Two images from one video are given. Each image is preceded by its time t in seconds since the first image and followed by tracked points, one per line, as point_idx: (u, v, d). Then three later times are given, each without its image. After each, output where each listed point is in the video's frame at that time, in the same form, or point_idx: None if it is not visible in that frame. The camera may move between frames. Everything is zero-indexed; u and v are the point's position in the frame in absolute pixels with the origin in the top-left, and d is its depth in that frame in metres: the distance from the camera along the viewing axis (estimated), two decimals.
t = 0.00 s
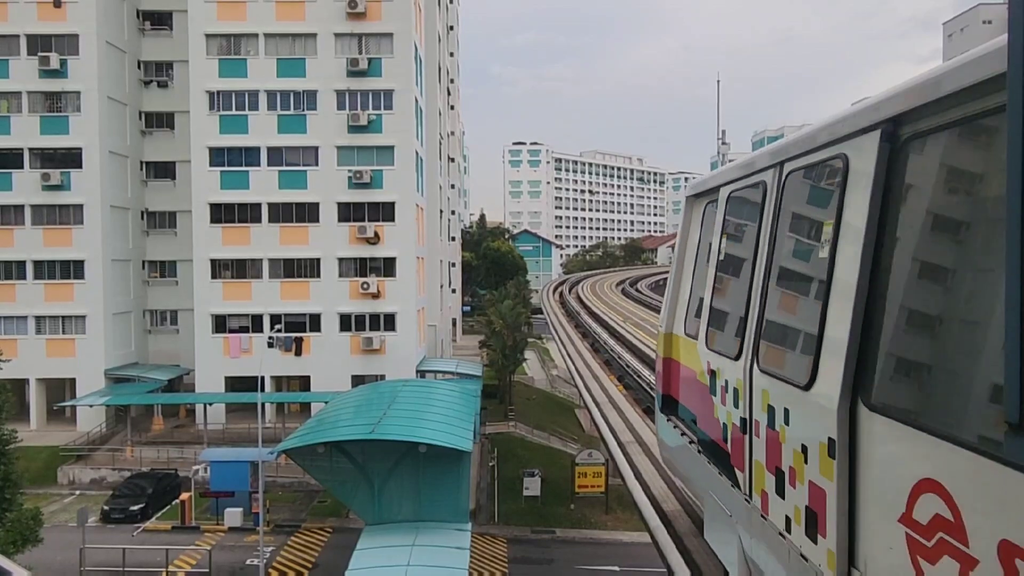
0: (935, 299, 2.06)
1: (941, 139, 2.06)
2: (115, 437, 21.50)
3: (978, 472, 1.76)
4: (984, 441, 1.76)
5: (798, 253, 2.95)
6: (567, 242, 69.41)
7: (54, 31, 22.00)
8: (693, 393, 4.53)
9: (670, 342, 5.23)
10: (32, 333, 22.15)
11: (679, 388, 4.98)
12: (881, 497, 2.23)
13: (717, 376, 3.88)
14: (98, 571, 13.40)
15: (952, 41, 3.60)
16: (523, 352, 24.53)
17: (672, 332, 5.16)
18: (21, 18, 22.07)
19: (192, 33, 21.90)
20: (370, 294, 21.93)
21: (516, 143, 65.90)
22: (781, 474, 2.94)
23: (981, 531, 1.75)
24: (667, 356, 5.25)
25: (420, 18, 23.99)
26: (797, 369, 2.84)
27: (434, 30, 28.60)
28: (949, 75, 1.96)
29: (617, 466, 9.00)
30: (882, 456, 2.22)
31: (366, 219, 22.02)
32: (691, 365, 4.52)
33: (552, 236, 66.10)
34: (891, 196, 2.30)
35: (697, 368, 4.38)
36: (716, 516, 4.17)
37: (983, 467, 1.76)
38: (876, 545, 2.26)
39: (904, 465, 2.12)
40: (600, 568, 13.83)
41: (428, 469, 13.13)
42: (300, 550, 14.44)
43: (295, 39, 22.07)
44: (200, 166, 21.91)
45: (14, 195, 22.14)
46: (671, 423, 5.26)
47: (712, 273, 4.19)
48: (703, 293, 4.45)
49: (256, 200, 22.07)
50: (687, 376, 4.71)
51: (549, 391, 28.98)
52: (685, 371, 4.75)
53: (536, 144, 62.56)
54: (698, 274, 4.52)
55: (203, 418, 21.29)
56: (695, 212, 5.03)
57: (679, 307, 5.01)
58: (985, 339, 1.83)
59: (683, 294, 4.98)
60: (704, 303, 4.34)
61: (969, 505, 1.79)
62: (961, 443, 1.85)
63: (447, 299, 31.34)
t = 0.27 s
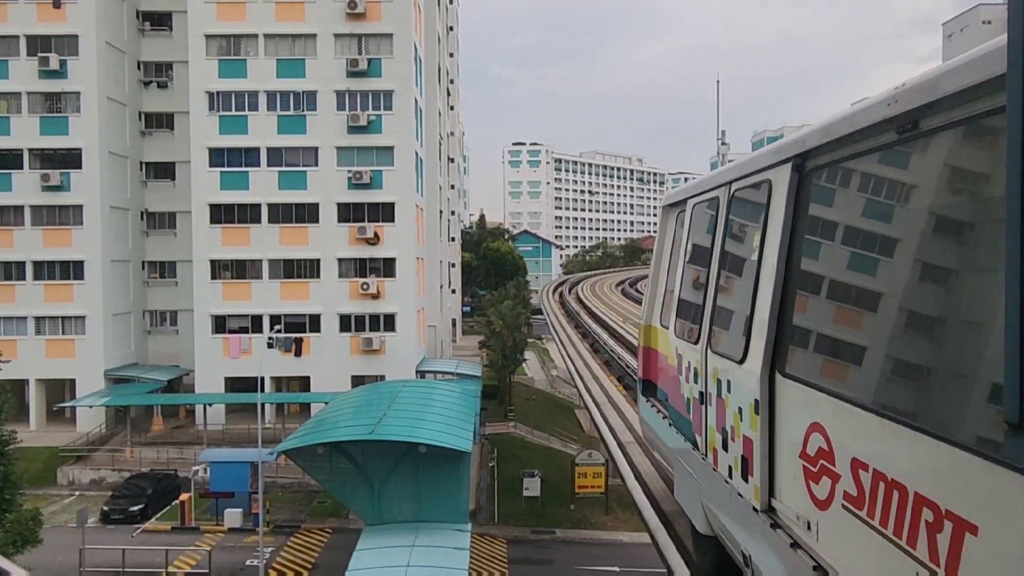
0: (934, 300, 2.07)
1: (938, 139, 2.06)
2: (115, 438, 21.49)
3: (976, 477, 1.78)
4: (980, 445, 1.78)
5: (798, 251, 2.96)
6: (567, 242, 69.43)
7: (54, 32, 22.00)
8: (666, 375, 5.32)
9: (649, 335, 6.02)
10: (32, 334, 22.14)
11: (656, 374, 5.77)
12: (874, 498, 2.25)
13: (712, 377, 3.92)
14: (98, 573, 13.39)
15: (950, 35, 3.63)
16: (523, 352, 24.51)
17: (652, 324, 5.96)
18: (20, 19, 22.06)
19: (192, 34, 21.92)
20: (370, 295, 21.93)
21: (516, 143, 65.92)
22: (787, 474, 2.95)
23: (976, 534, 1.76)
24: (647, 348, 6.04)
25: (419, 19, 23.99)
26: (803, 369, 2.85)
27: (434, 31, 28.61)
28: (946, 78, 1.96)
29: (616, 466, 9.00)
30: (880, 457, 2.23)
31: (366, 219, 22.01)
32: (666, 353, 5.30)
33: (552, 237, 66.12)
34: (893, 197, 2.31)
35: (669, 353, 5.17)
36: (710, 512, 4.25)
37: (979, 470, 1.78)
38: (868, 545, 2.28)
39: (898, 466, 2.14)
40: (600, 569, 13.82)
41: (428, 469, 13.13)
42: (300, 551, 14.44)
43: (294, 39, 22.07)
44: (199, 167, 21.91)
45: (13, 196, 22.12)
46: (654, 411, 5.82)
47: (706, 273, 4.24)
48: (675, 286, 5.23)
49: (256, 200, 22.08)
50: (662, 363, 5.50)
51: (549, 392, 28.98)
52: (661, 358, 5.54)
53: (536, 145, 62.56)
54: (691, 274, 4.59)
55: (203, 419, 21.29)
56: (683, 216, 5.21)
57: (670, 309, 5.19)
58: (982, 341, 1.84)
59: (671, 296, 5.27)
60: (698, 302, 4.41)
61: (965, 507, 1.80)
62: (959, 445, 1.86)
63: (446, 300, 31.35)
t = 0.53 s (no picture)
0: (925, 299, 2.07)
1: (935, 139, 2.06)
2: (115, 439, 21.49)
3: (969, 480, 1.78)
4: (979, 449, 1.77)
5: (802, 251, 2.97)
6: (566, 243, 69.44)
7: (53, 32, 22.00)
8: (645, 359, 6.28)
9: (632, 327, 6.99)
10: (31, 335, 22.13)
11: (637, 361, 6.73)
12: (870, 500, 2.26)
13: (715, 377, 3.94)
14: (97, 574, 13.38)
15: (954, 36, 3.63)
16: (522, 353, 24.49)
17: (634, 318, 6.93)
18: (20, 19, 22.07)
19: (191, 34, 21.93)
20: (369, 295, 21.93)
21: (515, 144, 65.95)
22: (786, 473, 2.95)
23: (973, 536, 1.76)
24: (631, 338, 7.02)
25: (419, 19, 23.99)
26: (802, 368, 2.86)
27: (433, 31, 28.63)
28: (949, 77, 1.95)
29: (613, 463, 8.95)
30: (873, 458, 2.24)
31: (365, 220, 22.00)
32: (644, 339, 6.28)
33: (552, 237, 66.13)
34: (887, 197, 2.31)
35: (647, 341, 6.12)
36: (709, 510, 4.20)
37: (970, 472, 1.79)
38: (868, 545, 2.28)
39: (890, 467, 2.15)
40: (599, 569, 13.81)
41: (428, 470, 13.13)
42: (300, 552, 14.43)
43: (294, 40, 22.08)
44: (199, 167, 21.91)
45: (13, 197, 22.12)
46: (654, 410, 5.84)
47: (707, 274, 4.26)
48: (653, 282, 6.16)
49: (256, 201, 22.09)
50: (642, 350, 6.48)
51: (549, 392, 28.99)
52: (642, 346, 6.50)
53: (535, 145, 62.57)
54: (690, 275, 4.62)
55: (202, 420, 21.28)
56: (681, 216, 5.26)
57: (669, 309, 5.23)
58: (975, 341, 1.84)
59: (669, 297, 5.33)
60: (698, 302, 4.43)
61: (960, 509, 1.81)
62: (951, 447, 1.87)
63: (446, 300, 31.37)
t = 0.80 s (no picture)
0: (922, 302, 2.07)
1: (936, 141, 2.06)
2: (114, 440, 21.50)
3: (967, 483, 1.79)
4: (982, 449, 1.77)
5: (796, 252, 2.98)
6: (566, 243, 69.46)
7: (53, 33, 22.01)
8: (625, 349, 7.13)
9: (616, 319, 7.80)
10: (31, 335, 22.12)
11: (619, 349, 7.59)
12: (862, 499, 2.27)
13: (714, 376, 3.96)
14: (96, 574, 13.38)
15: (954, 36, 3.63)
16: (522, 353, 24.48)
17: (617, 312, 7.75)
18: (19, 20, 22.07)
19: (191, 35, 21.94)
20: (369, 296, 21.93)
21: (515, 144, 65.99)
22: (778, 475, 2.97)
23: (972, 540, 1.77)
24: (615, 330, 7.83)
25: (418, 20, 23.98)
26: (793, 371, 2.85)
27: (433, 32, 28.64)
28: (956, 78, 1.95)
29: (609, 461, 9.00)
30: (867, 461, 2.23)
31: (365, 220, 21.99)
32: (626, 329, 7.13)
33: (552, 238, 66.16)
34: (882, 198, 2.32)
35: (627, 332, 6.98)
36: (709, 510, 4.20)
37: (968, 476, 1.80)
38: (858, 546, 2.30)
39: (881, 469, 2.17)
40: (600, 569, 13.79)
41: (428, 471, 13.12)
42: (300, 552, 14.42)
43: (294, 40, 22.08)
44: (198, 168, 21.92)
45: (12, 197, 22.11)
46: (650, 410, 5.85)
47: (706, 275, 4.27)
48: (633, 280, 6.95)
49: (256, 202, 22.08)
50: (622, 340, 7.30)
51: (549, 393, 28.99)
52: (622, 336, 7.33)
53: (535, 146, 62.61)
54: (687, 275, 4.63)
55: (202, 420, 21.29)
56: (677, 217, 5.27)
57: (665, 310, 5.23)
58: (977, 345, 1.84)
59: (664, 297, 5.34)
60: (698, 302, 4.45)
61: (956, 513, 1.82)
62: (950, 449, 1.88)
63: (445, 300, 31.38)
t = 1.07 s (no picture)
0: (945, 298, 2.10)
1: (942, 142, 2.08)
2: (114, 440, 21.50)
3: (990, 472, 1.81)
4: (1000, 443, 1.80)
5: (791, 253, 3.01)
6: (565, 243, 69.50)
7: (52, 33, 22.01)
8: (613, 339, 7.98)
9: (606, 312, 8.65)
10: (31, 336, 22.12)
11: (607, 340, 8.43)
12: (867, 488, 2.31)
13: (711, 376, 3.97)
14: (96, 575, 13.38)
15: (955, 35, 3.65)
16: (522, 354, 24.47)
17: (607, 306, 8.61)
18: (19, 20, 22.07)
19: (190, 36, 21.94)
20: (369, 296, 21.94)
21: (515, 145, 66.01)
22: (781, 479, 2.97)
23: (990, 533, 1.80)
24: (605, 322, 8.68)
25: (418, 20, 23.99)
26: (792, 374, 2.88)
27: (432, 32, 28.66)
28: (955, 79, 1.96)
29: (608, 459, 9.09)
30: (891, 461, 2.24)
31: (365, 221, 21.99)
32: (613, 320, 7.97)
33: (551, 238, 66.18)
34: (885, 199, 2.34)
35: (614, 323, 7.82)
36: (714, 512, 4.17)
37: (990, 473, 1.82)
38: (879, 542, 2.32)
39: (901, 466, 2.19)
40: (600, 569, 13.78)
41: (427, 472, 13.13)
42: (300, 553, 14.41)
43: (293, 41, 22.08)
44: (198, 168, 21.92)
45: (12, 198, 22.10)
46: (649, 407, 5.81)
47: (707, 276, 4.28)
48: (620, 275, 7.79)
49: (255, 202, 22.08)
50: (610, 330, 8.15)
51: (549, 393, 29.00)
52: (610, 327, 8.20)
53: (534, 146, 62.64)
54: (662, 266, 5.48)
55: (201, 421, 21.29)
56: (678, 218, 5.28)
57: (668, 309, 5.21)
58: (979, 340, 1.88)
59: (667, 296, 5.32)
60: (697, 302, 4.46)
61: (980, 511, 1.83)
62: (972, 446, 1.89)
63: (445, 300, 31.40)
